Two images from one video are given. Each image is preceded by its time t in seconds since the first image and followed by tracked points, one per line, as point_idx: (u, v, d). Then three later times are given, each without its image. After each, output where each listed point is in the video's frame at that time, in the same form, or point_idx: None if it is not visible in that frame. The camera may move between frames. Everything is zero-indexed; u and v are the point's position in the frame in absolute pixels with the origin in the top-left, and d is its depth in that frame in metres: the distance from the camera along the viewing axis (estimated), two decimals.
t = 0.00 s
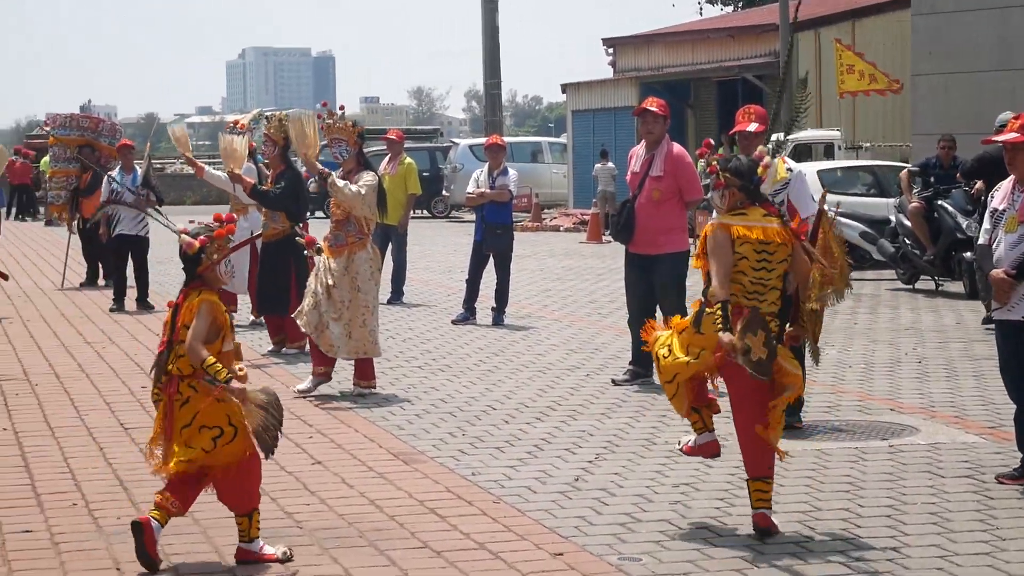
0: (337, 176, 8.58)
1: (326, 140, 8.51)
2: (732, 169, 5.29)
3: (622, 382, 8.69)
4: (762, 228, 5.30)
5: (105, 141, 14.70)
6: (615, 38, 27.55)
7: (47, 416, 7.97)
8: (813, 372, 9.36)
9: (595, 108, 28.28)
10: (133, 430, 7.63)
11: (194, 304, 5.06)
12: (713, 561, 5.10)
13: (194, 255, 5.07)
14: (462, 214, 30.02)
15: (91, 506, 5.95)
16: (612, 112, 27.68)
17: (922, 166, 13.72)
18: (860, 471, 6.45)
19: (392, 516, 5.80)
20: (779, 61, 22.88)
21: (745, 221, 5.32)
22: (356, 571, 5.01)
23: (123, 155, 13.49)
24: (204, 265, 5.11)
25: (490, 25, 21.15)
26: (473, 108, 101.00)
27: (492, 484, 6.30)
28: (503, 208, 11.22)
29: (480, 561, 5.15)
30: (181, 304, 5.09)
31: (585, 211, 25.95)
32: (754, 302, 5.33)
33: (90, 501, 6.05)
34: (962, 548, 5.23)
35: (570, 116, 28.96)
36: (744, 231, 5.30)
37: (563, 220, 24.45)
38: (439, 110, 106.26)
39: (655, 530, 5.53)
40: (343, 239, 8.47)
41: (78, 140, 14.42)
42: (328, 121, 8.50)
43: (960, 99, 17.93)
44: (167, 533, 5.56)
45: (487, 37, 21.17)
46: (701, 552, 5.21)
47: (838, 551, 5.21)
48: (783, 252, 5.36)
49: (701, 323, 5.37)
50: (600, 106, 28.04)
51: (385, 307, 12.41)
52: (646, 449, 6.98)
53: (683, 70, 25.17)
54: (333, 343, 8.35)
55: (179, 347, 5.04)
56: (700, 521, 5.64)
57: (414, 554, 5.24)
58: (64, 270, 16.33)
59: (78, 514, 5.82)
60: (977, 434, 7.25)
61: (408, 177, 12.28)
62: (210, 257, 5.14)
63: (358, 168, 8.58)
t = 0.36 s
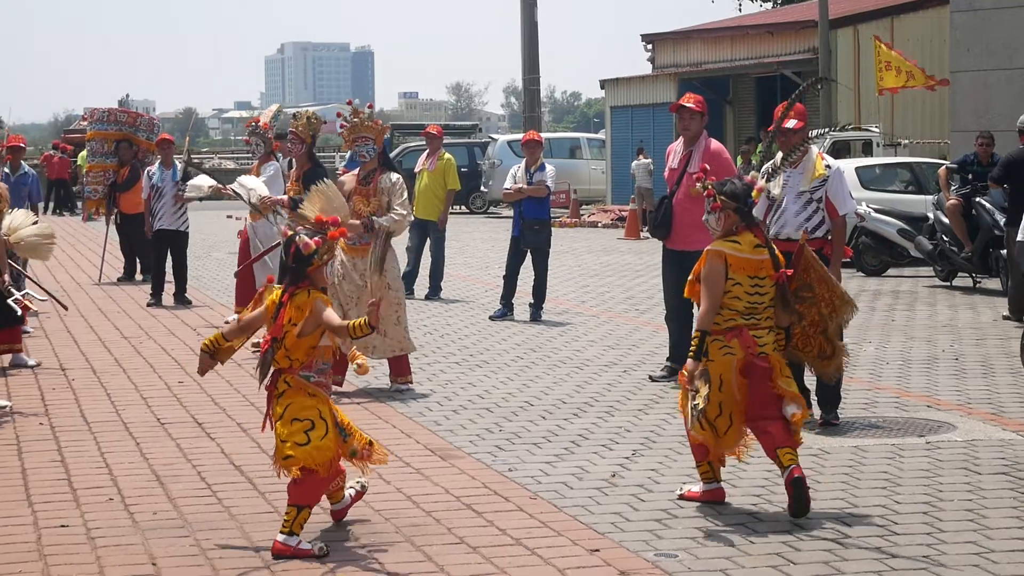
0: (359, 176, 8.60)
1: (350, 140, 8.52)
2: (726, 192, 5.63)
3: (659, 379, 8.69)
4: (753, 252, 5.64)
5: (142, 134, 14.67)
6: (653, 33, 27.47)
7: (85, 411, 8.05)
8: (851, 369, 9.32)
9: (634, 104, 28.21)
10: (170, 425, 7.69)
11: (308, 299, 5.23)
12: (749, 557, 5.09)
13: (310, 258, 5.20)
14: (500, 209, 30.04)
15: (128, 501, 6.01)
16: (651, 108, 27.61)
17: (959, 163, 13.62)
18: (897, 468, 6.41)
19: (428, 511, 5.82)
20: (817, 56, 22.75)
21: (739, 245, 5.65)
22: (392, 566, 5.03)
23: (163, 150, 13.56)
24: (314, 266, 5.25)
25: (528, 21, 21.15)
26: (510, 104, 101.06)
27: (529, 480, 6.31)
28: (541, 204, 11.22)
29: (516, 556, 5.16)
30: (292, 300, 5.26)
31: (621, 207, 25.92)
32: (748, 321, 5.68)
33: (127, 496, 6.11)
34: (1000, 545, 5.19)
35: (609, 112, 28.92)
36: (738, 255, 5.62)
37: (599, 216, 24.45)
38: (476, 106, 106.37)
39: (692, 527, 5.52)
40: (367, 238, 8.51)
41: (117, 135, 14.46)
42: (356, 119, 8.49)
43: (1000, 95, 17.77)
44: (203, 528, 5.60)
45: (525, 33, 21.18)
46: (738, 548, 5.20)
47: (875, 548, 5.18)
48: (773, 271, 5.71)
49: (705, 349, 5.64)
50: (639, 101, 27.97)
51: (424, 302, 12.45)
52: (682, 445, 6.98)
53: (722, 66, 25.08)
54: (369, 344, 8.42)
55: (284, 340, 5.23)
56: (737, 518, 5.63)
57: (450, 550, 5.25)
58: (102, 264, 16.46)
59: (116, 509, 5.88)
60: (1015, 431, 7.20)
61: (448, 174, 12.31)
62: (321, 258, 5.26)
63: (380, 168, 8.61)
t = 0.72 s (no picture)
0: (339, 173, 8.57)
1: (337, 137, 8.47)
2: (700, 174, 5.91)
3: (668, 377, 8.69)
4: (729, 233, 5.93)
5: (151, 132, 14.66)
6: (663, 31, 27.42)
7: (94, 408, 8.08)
8: (860, 367, 9.31)
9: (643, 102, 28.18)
10: (178, 422, 7.71)
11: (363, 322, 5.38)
12: (758, 555, 5.09)
13: (351, 288, 5.31)
14: (509, 207, 30.04)
15: (137, 498, 6.02)
16: (660, 106, 27.57)
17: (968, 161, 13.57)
18: (906, 466, 6.40)
19: (437, 509, 5.82)
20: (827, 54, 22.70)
21: (718, 228, 5.91)
22: (401, 564, 5.04)
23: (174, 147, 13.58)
24: (356, 294, 5.36)
25: (539, 18, 21.14)
26: (520, 102, 100.91)
27: (538, 478, 6.32)
28: (550, 201, 11.23)
29: (525, 554, 5.17)
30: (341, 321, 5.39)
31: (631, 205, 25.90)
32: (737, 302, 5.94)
33: (136, 493, 6.13)
34: (1007, 543, 5.19)
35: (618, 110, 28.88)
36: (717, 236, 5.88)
37: (609, 214, 24.44)
38: (487, 104, 106.32)
39: (701, 524, 5.52)
40: (354, 236, 8.60)
41: (126, 132, 14.46)
42: (344, 117, 8.47)
43: (1010, 93, 17.73)
44: (212, 526, 5.61)
45: (535, 31, 21.16)
46: (746, 546, 5.20)
47: (884, 546, 5.18)
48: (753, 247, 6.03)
49: (716, 333, 5.86)
50: (648, 99, 27.93)
51: (433, 300, 12.46)
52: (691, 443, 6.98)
53: (731, 64, 25.03)
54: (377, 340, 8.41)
55: (327, 353, 5.36)
56: (746, 516, 5.62)
57: (459, 547, 5.26)
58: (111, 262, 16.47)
59: (124, 507, 5.89)
60: None
61: (458, 172, 12.33)
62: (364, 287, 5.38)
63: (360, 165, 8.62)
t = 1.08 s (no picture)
0: (337, 169, 8.54)
1: (335, 134, 8.47)
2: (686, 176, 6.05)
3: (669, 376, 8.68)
4: (722, 231, 6.07)
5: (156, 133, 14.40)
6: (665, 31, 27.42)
7: (96, 408, 8.09)
8: (862, 367, 9.30)
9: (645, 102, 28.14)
10: (180, 422, 7.72)
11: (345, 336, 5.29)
12: (759, 555, 5.09)
13: (341, 307, 5.25)
14: (512, 207, 30.04)
15: (139, 499, 6.03)
16: (662, 106, 27.53)
17: (970, 162, 13.56)
18: (908, 466, 6.40)
19: (439, 509, 5.83)
20: (829, 54, 22.68)
21: (708, 224, 6.06)
22: (403, 565, 5.05)
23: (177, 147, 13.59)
24: (353, 313, 5.28)
25: (541, 19, 21.14)
26: (523, 102, 100.85)
27: (540, 478, 6.32)
28: (552, 202, 11.21)
29: (527, 554, 5.17)
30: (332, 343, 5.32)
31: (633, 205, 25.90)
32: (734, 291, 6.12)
33: (137, 493, 6.13)
34: (1008, 543, 5.19)
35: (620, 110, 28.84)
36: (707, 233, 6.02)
37: (612, 214, 24.43)
38: (489, 104, 106.22)
39: (702, 525, 5.52)
40: (356, 236, 8.63)
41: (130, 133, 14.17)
42: (344, 115, 8.47)
43: (1012, 93, 17.72)
44: (214, 526, 5.62)
45: (537, 31, 21.16)
46: (748, 547, 5.20)
47: (886, 546, 5.18)
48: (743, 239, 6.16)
49: (710, 330, 6.04)
50: (650, 99, 27.92)
51: (435, 300, 12.46)
52: (693, 443, 6.98)
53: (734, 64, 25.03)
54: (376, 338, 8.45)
55: (320, 381, 5.30)
56: (748, 516, 5.62)
57: (461, 547, 5.27)
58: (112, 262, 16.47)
59: (125, 507, 5.89)
60: None
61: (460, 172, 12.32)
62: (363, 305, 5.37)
63: (358, 163, 8.60)
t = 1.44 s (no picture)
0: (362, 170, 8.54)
1: (360, 135, 8.49)
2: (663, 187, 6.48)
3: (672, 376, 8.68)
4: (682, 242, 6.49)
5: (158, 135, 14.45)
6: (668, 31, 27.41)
7: (100, 408, 8.10)
8: (865, 367, 9.29)
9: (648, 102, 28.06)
10: (183, 422, 7.72)
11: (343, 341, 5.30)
12: (762, 556, 5.09)
13: (353, 310, 5.25)
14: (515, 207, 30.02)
15: (142, 499, 6.04)
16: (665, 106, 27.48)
17: (973, 161, 13.54)
18: (911, 466, 6.40)
19: (442, 509, 5.83)
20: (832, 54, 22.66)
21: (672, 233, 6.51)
22: (406, 566, 5.05)
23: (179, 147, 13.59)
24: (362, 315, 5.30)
25: (543, 19, 21.13)
26: (527, 102, 100.81)
27: (543, 478, 6.32)
28: (555, 202, 11.21)
29: (530, 554, 5.17)
30: (335, 346, 5.33)
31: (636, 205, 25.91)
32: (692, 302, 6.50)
33: (141, 493, 6.14)
34: (1011, 544, 5.19)
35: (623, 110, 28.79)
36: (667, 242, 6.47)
37: (615, 214, 24.44)
38: (492, 104, 106.20)
39: (706, 525, 5.52)
40: (380, 237, 8.57)
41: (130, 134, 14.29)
42: (366, 118, 8.50)
43: (1015, 94, 17.71)
44: (217, 526, 5.62)
45: (540, 31, 21.17)
46: (751, 547, 5.20)
47: (889, 546, 5.18)
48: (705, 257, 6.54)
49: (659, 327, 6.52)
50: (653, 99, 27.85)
51: (438, 300, 12.47)
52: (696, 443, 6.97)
53: (736, 64, 25.03)
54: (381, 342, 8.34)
55: (329, 384, 5.30)
56: (751, 516, 5.62)
57: (464, 547, 5.27)
58: (116, 262, 16.51)
59: (129, 507, 5.89)
60: None
61: (462, 172, 12.31)
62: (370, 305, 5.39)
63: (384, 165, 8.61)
